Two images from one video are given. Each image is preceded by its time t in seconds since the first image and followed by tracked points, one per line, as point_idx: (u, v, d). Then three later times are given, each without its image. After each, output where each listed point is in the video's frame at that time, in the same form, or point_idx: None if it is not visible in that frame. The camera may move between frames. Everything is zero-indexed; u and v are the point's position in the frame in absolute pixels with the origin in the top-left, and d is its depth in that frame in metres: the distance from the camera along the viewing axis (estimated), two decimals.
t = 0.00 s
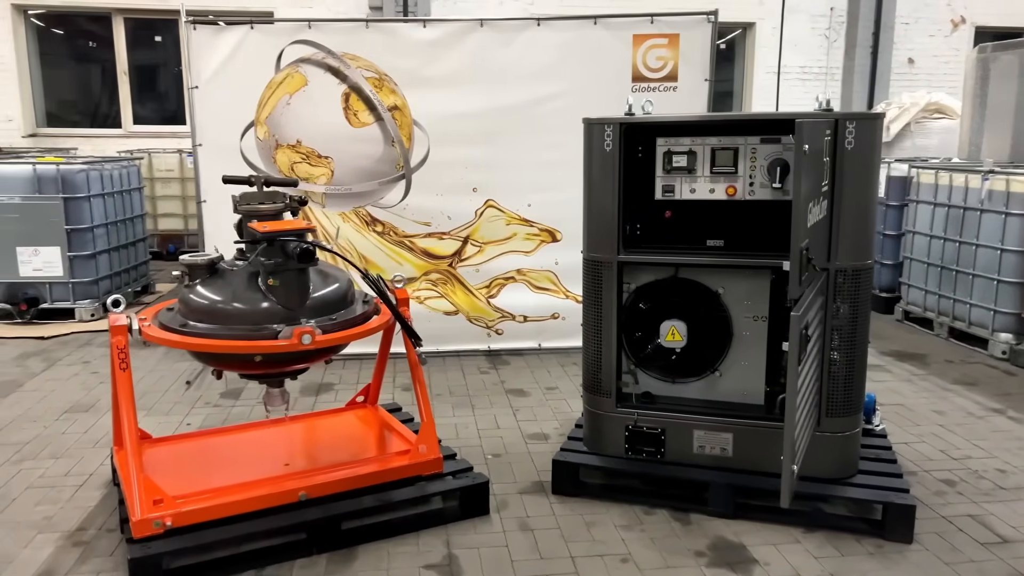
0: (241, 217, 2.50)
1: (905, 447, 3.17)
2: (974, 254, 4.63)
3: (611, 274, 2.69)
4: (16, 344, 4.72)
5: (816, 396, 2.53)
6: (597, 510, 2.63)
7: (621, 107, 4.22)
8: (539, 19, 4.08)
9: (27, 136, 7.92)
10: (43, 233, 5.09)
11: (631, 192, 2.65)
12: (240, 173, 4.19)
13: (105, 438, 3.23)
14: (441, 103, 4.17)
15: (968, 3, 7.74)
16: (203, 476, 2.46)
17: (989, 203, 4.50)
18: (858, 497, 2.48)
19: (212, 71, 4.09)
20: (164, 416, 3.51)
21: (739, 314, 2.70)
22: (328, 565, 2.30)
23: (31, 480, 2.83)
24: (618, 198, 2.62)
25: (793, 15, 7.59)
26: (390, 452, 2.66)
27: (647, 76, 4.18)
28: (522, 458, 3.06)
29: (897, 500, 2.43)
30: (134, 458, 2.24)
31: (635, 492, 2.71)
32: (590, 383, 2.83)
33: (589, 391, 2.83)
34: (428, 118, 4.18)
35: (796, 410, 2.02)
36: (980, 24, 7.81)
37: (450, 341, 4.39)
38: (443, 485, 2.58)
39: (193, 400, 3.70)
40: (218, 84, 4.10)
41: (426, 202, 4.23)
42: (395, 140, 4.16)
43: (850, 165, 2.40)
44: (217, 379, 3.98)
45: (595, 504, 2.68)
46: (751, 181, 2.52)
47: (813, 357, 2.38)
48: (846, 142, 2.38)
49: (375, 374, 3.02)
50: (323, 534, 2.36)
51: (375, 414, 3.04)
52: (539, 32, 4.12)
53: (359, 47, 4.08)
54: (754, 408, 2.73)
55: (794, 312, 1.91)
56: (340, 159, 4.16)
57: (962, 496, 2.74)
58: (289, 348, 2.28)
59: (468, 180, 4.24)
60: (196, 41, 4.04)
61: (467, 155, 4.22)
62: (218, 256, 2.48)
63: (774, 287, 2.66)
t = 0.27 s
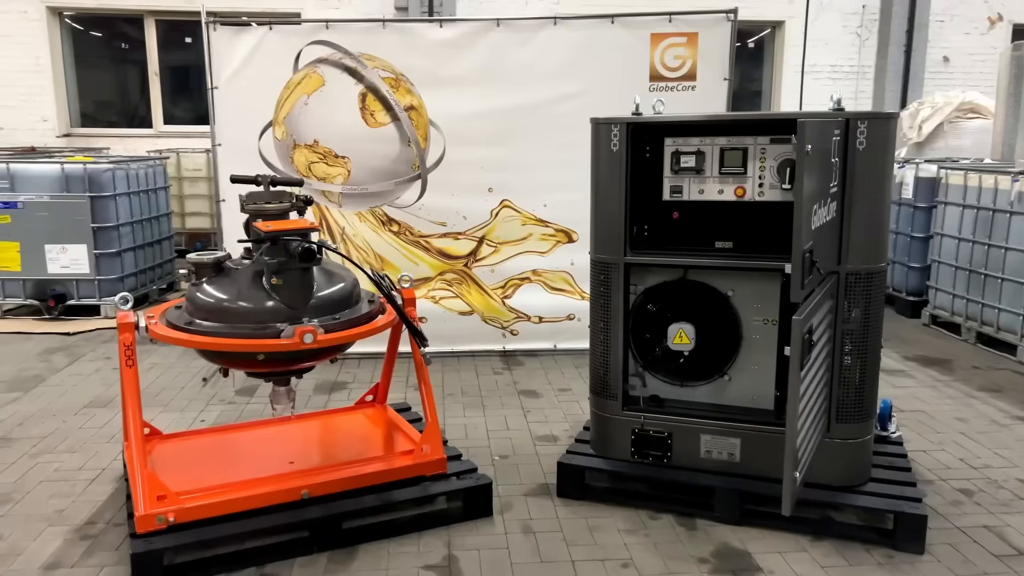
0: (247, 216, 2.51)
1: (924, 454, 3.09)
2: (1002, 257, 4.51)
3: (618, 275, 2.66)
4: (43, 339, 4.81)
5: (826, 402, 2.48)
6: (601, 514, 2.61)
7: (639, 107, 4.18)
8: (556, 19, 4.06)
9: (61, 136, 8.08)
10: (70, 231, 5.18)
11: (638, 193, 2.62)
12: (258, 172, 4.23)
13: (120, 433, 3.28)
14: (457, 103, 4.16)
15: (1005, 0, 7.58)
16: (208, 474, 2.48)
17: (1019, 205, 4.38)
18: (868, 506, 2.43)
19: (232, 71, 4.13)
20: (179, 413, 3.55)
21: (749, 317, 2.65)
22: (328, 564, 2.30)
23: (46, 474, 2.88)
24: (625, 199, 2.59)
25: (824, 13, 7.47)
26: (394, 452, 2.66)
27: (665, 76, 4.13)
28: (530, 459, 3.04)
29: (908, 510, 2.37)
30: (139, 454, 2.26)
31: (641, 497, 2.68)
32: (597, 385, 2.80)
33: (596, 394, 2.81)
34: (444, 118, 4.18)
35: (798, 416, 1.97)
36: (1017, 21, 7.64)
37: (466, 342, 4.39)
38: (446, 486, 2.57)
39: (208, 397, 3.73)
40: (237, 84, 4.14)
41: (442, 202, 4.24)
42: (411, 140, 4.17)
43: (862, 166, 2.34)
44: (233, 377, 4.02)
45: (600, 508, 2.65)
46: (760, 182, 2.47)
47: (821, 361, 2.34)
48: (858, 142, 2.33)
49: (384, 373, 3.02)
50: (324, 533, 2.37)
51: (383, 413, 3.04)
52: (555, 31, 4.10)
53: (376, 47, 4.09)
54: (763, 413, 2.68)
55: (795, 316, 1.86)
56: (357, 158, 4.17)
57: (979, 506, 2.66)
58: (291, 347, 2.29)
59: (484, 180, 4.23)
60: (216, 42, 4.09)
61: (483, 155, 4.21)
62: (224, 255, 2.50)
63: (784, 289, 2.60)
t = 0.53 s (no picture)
0: (251, 216, 2.52)
1: (942, 464, 3.00)
2: None
3: (623, 278, 2.61)
4: (67, 335, 4.89)
5: (835, 409, 2.42)
6: (604, 520, 2.57)
7: (656, 106, 4.12)
8: (571, 17, 4.02)
9: (93, 134, 8.22)
10: (94, 229, 5.26)
11: (645, 194, 2.57)
12: (275, 171, 4.25)
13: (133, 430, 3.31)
14: (472, 102, 4.15)
15: None
16: (210, 473, 2.49)
17: None
18: (878, 518, 2.36)
19: (249, 71, 4.15)
20: (193, 410, 3.58)
21: (758, 321, 2.59)
22: (325, 565, 2.29)
23: (57, 469, 2.91)
24: (630, 200, 2.55)
25: (857, 8, 7.31)
26: (396, 454, 2.64)
27: (683, 74, 4.07)
28: (536, 463, 3.01)
29: (919, 522, 2.30)
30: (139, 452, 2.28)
31: (646, 503, 2.64)
32: (603, 389, 2.76)
33: (602, 398, 2.77)
34: (459, 117, 4.16)
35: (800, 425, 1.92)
36: None
37: (481, 342, 4.37)
38: (447, 489, 2.55)
39: (222, 395, 3.76)
40: (254, 84, 4.16)
41: (457, 202, 4.22)
42: (426, 139, 4.15)
43: (873, 168, 2.28)
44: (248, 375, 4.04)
45: (603, 514, 2.61)
46: (770, 183, 2.41)
47: (829, 369, 2.28)
48: (869, 142, 2.26)
49: (390, 374, 3.01)
50: (323, 534, 2.36)
51: (389, 414, 3.03)
52: (571, 30, 4.06)
53: (392, 46, 4.09)
54: (772, 420, 2.62)
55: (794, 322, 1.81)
56: (372, 158, 4.16)
57: (997, 519, 2.57)
58: (290, 347, 2.28)
59: (499, 179, 4.21)
60: (234, 41, 4.11)
61: (499, 154, 4.19)
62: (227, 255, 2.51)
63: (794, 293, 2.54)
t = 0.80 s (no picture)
0: (254, 217, 2.52)
1: (960, 475, 2.91)
2: None
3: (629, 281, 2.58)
4: (91, 332, 4.97)
5: (843, 418, 2.36)
6: (606, 527, 2.53)
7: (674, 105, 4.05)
8: (587, 15, 3.97)
9: (126, 133, 8.36)
10: (119, 227, 5.34)
11: (651, 196, 2.53)
12: (292, 170, 4.27)
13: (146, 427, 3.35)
14: (487, 101, 4.12)
15: None
16: (212, 473, 2.50)
17: None
18: (886, 530, 2.29)
19: (266, 71, 4.18)
20: (206, 408, 3.61)
21: (766, 326, 2.53)
22: (322, 568, 2.29)
23: (68, 465, 2.96)
24: (635, 202, 2.51)
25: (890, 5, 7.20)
26: (398, 455, 2.63)
27: (701, 73, 4.00)
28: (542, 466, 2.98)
29: (929, 535, 2.23)
30: (140, 451, 2.29)
31: (650, 510, 2.60)
32: (608, 394, 2.72)
33: (607, 402, 2.73)
34: (474, 117, 4.14)
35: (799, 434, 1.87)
36: None
37: (496, 343, 4.36)
38: (448, 492, 2.54)
39: (236, 393, 3.80)
40: (272, 84, 4.19)
41: (472, 202, 4.20)
42: (441, 139, 4.14)
43: (883, 170, 2.22)
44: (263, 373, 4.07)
45: (606, 520, 2.58)
46: (778, 185, 2.34)
47: (835, 376, 2.22)
48: (880, 143, 2.20)
49: (397, 375, 3.00)
50: (321, 536, 2.36)
51: (395, 415, 3.02)
52: (588, 28, 4.02)
53: (408, 46, 4.08)
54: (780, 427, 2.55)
55: (792, 330, 1.77)
56: (388, 157, 4.16)
57: (1014, 533, 2.48)
58: (289, 348, 2.28)
59: (514, 179, 4.18)
60: (252, 42, 4.14)
61: (514, 154, 4.16)
62: (230, 255, 2.52)
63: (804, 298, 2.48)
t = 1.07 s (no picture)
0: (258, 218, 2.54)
1: (977, 485, 2.83)
2: None
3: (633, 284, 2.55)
4: (116, 328, 5.07)
5: (848, 426, 2.31)
6: (607, 532, 2.51)
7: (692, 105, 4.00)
8: (604, 15, 3.94)
9: (158, 133, 8.51)
10: (145, 225, 5.44)
11: (655, 198, 2.49)
12: (309, 171, 4.30)
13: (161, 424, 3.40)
14: (503, 102, 4.11)
15: None
16: (215, 471, 2.53)
17: None
18: (892, 542, 2.24)
19: (285, 72, 4.21)
20: (221, 406, 3.66)
21: (773, 331, 2.48)
22: (319, 568, 2.30)
23: (82, 460, 3.02)
24: (639, 204, 2.48)
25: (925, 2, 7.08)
26: (400, 456, 2.63)
27: (719, 72, 3.94)
28: (548, 469, 2.96)
29: (936, 548, 2.18)
30: (143, 448, 2.32)
31: (653, 516, 2.57)
32: (612, 398, 2.69)
33: (611, 406, 2.70)
34: (490, 117, 4.13)
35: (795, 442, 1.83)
36: None
37: (510, 344, 4.36)
38: (449, 494, 2.53)
39: (251, 391, 3.84)
40: (290, 84, 4.22)
41: (488, 202, 4.19)
42: (457, 139, 4.13)
43: (891, 173, 2.16)
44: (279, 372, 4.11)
45: (608, 525, 2.56)
46: (783, 188, 2.29)
47: (838, 384, 2.17)
48: (888, 145, 2.14)
49: (404, 375, 3.00)
50: (320, 535, 2.37)
51: (401, 415, 3.02)
52: (604, 27, 3.98)
53: (424, 46, 4.08)
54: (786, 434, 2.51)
55: (786, 336, 1.73)
56: (404, 158, 4.16)
57: None
58: (289, 348, 2.29)
59: (530, 180, 4.17)
60: (271, 43, 4.18)
61: (530, 154, 4.15)
62: (235, 256, 2.54)
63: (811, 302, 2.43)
